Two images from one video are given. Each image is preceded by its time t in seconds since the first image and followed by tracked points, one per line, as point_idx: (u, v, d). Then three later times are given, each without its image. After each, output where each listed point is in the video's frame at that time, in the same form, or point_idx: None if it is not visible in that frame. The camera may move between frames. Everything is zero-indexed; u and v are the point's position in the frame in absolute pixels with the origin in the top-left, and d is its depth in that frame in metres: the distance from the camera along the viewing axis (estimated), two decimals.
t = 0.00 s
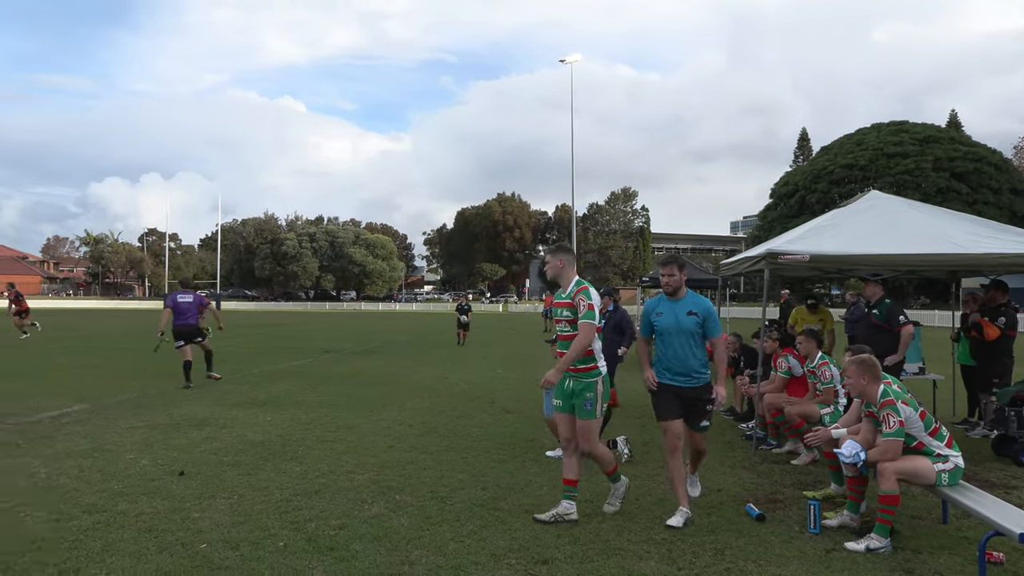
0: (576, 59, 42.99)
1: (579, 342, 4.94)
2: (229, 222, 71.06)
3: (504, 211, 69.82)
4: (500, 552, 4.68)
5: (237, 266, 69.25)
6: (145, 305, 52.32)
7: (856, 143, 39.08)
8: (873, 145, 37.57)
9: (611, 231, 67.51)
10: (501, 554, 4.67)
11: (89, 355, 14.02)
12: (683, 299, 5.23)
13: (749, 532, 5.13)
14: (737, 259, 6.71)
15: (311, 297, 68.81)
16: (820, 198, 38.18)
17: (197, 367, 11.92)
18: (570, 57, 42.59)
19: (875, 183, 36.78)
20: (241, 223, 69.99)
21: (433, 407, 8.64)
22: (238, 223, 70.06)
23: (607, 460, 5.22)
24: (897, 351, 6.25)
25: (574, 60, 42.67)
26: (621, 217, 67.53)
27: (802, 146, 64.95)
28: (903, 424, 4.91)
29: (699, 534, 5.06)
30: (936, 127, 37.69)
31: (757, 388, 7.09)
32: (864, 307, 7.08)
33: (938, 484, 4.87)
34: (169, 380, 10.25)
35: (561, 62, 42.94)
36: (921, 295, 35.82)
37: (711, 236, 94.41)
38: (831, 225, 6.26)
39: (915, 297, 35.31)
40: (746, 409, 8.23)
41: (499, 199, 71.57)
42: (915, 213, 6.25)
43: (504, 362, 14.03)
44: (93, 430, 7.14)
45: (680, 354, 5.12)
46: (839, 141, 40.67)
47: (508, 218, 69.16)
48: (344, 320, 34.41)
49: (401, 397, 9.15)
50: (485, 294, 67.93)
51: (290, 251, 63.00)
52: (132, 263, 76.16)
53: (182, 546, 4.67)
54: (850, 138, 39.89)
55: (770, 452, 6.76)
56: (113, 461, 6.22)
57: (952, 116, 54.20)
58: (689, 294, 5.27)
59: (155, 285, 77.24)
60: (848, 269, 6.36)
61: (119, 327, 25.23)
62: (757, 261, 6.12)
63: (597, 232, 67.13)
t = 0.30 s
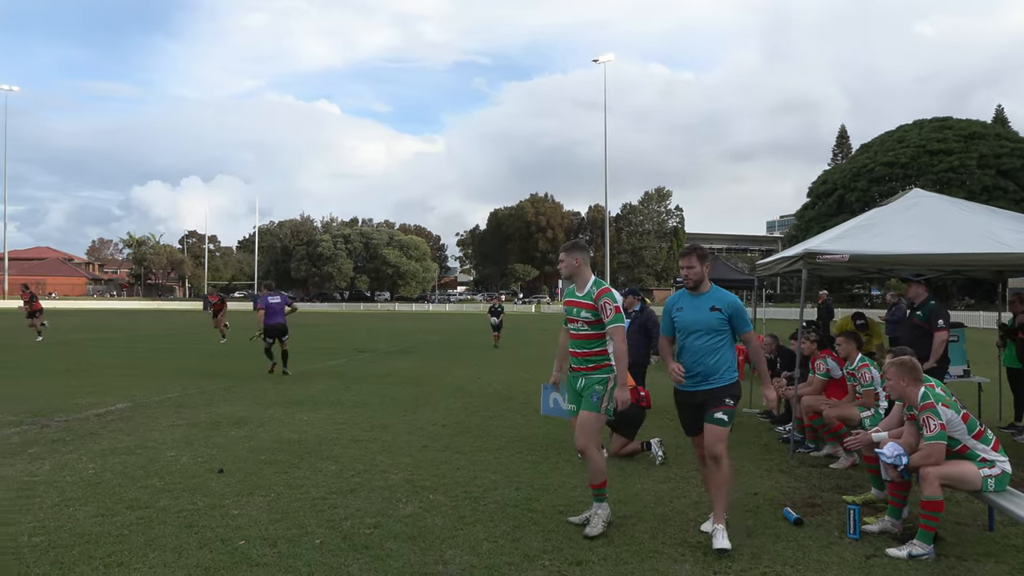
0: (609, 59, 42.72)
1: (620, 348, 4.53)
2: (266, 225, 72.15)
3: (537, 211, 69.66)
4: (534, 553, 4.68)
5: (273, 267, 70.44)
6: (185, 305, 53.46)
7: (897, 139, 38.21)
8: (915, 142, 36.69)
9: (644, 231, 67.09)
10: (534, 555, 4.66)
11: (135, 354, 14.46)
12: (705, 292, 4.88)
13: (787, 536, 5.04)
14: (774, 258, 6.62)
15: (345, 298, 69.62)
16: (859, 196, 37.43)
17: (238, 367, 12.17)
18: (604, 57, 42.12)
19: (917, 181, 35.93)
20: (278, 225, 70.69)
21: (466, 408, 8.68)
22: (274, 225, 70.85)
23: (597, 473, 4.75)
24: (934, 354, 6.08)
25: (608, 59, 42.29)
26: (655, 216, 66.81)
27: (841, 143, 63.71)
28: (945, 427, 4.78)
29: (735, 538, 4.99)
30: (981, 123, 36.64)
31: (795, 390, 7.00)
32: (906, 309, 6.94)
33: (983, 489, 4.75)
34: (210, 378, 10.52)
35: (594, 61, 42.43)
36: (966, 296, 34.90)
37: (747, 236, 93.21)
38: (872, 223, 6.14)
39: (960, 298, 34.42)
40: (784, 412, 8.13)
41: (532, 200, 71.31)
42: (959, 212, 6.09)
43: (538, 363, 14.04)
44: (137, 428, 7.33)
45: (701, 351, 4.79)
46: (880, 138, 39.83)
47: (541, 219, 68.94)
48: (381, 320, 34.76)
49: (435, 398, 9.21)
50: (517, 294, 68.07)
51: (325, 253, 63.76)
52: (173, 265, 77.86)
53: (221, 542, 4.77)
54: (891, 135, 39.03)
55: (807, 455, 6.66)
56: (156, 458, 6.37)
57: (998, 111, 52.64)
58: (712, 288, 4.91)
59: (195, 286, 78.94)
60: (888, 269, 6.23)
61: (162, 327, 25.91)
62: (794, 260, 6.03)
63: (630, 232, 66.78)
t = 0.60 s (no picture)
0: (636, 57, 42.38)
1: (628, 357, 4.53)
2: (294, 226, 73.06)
3: (563, 211, 69.65)
4: (562, 554, 4.67)
5: (302, 267, 71.27)
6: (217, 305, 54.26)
7: (932, 136, 37.47)
8: (950, 139, 35.93)
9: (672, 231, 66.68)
10: (562, 556, 4.66)
11: (170, 354, 14.76)
12: (715, 295, 4.43)
13: (818, 540, 4.96)
14: (804, 259, 6.52)
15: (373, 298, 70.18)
16: (893, 194, 36.77)
17: (268, 367, 12.34)
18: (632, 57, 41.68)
19: (953, 179, 35.18)
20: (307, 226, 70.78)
21: (492, 408, 8.70)
22: (304, 227, 71.17)
23: (583, 489, 4.61)
24: (972, 356, 5.95)
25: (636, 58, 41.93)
26: (683, 216, 66.58)
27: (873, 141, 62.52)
28: (981, 431, 4.67)
29: (766, 541, 4.92)
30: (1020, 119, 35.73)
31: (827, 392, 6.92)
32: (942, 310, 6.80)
33: None
34: (242, 378, 10.69)
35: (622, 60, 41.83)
36: (1004, 296, 34.07)
37: (778, 235, 92.24)
38: (906, 222, 6.01)
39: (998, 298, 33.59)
40: (815, 414, 8.03)
41: (558, 200, 71.36)
42: (997, 210, 5.95)
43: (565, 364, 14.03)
44: (170, 427, 7.46)
45: (705, 361, 4.35)
46: (914, 135, 39.08)
47: (567, 219, 68.88)
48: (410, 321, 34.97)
49: (462, 398, 9.25)
50: (544, 295, 68.08)
51: (354, 253, 64.36)
52: (205, 266, 79.15)
53: (253, 539, 4.84)
54: (925, 132, 38.27)
55: (839, 458, 6.57)
56: (189, 456, 6.49)
57: None
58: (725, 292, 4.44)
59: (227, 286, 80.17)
60: (923, 269, 6.10)
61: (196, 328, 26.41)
62: (826, 261, 5.94)
63: (658, 232, 66.47)
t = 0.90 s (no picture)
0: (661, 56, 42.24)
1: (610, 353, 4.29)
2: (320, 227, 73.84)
3: (587, 211, 69.54)
4: (586, 554, 4.65)
5: (328, 268, 71.91)
6: (245, 305, 55.00)
7: (965, 133, 36.73)
8: (984, 135, 35.17)
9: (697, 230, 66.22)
10: (586, 556, 4.64)
11: (200, 353, 15.02)
12: (711, 290, 3.92)
13: (846, 543, 4.88)
14: (832, 258, 6.44)
15: (399, 298, 70.58)
16: (924, 192, 36.13)
17: (297, 366, 12.49)
18: (655, 55, 41.53)
19: (987, 176, 34.44)
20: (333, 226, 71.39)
21: (514, 408, 8.71)
22: (329, 228, 71.88)
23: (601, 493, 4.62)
24: (1006, 355, 5.84)
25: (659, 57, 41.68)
26: (709, 216, 66.22)
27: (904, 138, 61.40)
28: (1018, 434, 4.57)
29: (793, 544, 4.86)
30: None
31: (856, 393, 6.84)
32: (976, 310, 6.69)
33: None
34: (270, 376, 10.84)
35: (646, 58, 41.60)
36: None
37: (805, 234, 91.13)
38: (937, 221, 5.90)
39: None
40: (844, 415, 7.94)
41: (582, 200, 71.26)
42: None
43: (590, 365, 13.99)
44: (199, 424, 7.59)
45: (701, 365, 3.90)
46: (946, 132, 38.34)
47: (592, 218, 68.72)
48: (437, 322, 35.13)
49: (485, 398, 9.27)
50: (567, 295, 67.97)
51: (379, 253, 64.82)
52: (233, 266, 80.29)
53: (280, 536, 4.90)
54: (958, 129, 37.53)
55: (869, 460, 6.48)
56: (217, 453, 6.59)
57: None
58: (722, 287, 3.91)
59: (255, 286, 81.21)
60: (956, 268, 5.98)
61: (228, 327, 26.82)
62: (855, 260, 5.86)
63: (683, 232, 66.09)
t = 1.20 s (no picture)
0: (690, 52, 41.92)
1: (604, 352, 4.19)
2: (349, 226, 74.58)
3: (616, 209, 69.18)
4: (616, 554, 4.62)
5: (357, 266, 72.49)
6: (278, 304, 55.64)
7: (1005, 127, 35.77)
8: None
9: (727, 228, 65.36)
10: (616, 556, 4.61)
11: (233, 351, 15.25)
12: (681, 281, 3.61)
13: (883, 546, 4.79)
14: (867, 256, 6.33)
15: (427, 297, 70.88)
16: (963, 188, 35.29)
17: (330, 364, 12.63)
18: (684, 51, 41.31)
19: None
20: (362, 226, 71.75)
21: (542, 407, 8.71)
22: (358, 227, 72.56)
23: (625, 491, 4.61)
24: None
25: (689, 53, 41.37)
26: (739, 214, 65.42)
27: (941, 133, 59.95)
28: None
29: (827, 546, 4.78)
30: None
31: (891, 393, 6.74)
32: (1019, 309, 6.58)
33: None
34: (301, 374, 10.96)
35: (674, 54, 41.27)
36: None
37: (839, 232, 89.64)
38: (976, 218, 5.77)
39: None
40: (879, 415, 7.81)
41: (610, 198, 70.93)
42: None
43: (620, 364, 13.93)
44: (232, 421, 7.71)
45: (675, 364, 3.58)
46: (986, 126, 37.37)
47: (620, 216, 68.36)
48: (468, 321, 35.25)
49: (514, 396, 9.27)
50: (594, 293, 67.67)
51: (407, 252, 65.22)
52: (265, 265, 81.41)
53: (312, 531, 4.96)
54: (998, 123, 36.57)
55: (906, 462, 6.37)
56: (251, 450, 6.70)
57: None
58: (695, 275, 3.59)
59: (286, 284, 82.23)
60: (997, 266, 5.84)
61: (263, 326, 27.22)
62: (891, 257, 5.76)
63: (713, 229, 65.32)
